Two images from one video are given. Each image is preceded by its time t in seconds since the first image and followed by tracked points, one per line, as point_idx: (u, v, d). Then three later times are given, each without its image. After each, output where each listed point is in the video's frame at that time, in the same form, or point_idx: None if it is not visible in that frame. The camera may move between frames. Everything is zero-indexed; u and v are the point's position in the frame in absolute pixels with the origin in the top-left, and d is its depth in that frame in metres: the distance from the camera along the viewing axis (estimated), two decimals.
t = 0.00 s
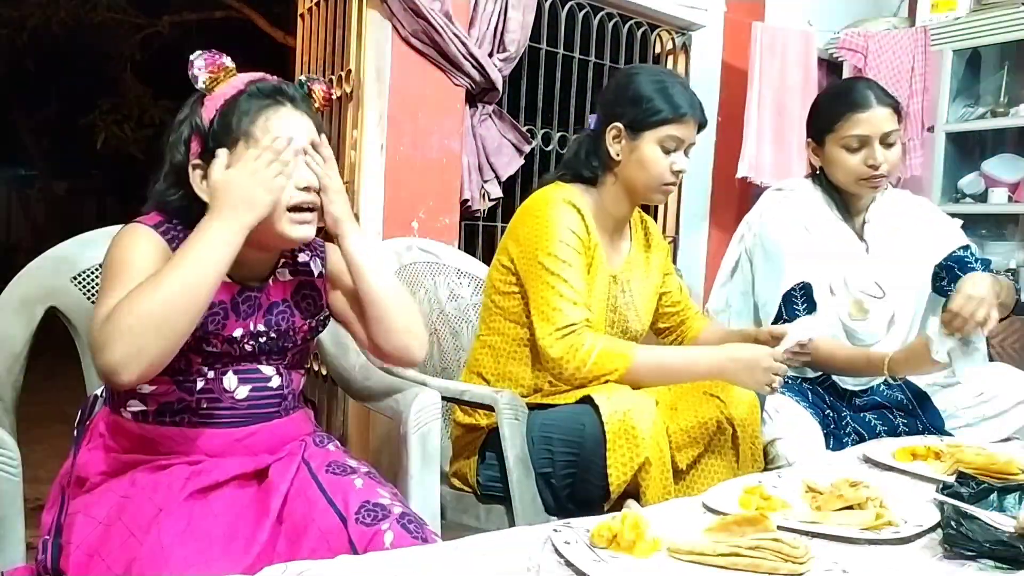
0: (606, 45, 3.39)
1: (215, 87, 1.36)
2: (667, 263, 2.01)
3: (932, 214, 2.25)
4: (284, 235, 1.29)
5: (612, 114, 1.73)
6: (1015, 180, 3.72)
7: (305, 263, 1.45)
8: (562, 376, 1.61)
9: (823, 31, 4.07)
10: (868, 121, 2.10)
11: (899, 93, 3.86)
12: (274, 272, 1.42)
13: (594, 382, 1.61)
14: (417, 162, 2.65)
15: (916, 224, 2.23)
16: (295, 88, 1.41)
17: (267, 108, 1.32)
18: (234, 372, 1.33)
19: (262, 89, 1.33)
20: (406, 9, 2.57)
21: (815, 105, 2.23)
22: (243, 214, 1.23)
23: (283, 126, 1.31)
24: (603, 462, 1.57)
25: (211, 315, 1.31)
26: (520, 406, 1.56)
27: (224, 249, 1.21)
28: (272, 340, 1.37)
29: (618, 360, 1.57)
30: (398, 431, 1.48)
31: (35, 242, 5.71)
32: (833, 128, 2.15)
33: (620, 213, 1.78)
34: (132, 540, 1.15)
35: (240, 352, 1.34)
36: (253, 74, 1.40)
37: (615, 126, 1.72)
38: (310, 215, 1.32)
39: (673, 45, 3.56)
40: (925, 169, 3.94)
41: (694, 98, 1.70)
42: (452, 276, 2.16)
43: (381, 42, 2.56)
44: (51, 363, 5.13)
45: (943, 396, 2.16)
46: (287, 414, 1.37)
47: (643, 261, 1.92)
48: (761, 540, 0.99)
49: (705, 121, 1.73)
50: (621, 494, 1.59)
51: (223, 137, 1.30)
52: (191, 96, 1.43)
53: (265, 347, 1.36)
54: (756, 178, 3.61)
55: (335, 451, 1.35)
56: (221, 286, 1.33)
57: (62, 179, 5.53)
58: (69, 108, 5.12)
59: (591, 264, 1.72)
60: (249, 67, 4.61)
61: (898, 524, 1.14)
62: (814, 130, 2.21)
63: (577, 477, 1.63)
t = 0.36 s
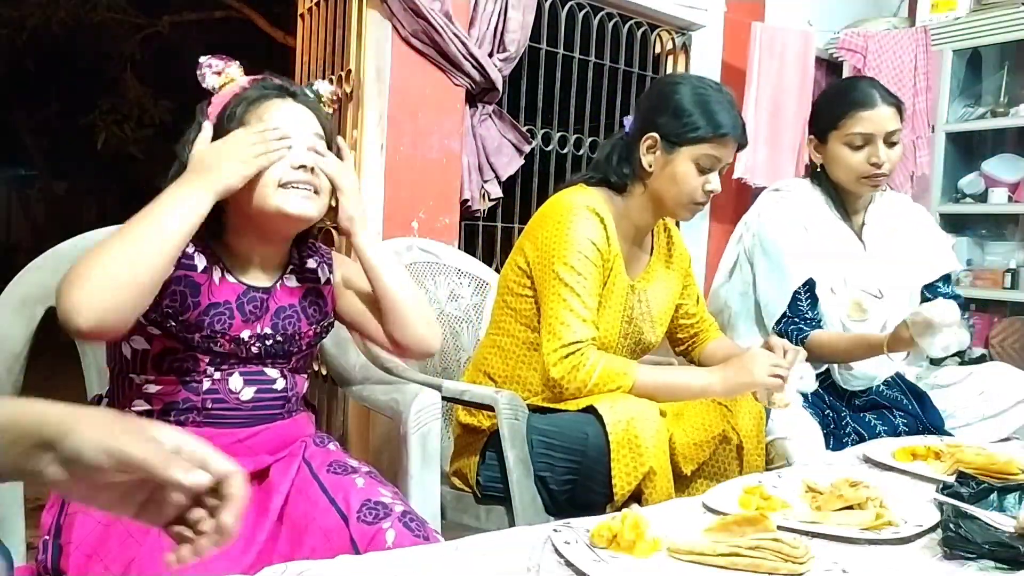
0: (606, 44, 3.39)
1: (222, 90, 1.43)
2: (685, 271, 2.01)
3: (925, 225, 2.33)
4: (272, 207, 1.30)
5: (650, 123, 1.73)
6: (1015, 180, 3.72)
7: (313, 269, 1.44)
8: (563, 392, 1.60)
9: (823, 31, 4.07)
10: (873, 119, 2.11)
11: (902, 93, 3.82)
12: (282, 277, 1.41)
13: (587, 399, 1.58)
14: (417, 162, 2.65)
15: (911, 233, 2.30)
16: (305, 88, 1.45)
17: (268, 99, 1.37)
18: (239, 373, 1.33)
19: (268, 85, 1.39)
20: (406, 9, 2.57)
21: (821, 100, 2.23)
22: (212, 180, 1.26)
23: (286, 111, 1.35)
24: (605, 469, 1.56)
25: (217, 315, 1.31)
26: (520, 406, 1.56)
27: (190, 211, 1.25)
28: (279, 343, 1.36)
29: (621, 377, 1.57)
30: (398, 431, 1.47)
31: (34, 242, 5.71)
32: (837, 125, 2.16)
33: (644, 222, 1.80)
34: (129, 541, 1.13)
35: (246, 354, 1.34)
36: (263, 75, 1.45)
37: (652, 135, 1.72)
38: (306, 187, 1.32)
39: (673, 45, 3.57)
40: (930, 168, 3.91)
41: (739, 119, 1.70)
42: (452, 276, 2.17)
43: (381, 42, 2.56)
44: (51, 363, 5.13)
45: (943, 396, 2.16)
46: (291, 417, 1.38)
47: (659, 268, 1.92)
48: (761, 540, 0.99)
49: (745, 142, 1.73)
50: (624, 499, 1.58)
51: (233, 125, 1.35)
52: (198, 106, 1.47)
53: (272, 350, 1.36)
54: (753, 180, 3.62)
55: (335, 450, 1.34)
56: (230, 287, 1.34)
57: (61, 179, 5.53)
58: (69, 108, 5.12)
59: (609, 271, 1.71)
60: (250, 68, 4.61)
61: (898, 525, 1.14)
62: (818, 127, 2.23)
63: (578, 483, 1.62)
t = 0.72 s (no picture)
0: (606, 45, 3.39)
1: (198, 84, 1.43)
2: (684, 273, 2.01)
3: (941, 252, 2.36)
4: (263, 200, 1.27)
5: (653, 127, 1.73)
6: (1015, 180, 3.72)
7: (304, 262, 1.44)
8: (559, 392, 1.60)
9: (823, 31, 4.07)
10: (967, 156, 2.09)
11: (898, 92, 3.85)
12: (274, 271, 1.40)
13: (585, 397, 1.59)
14: (417, 162, 2.65)
15: (925, 255, 2.32)
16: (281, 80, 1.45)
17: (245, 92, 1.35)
18: (232, 380, 1.32)
19: (244, 77, 1.38)
20: (406, 9, 2.57)
21: (917, 108, 2.16)
22: (191, 169, 1.21)
23: (269, 102, 1.33)
24: (605, 470, 1.56)
25: (206, 317, 1.29)
26: (520, 406, 1.56)
27: (174, 206, 1.20)
28: (272, 342, 1.35)
29: (618, 376, 1.57)
30: (397, 431, 1.47)
31: (35, 242, 5.70)
32: (932, 144, 2.11)
33: (641, 225, 1.80)
34: (129, 540, 1.14)
35: (239, 356, 1.32)
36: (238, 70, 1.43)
37: (654, 140, 1.72)
38: (293, 178, 1.29)
39: (673, 45, 3.57)
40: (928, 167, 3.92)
41: (743, 129, 1.69)
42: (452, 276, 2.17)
43: (381, 41, 2.56)
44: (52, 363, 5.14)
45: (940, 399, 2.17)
46: (286, 419, 1.38)
47: (656, 271, 1.92)
48: (761, 540, 0.99)
49: (746, 153, 1.72)
50: (622, 499, 1.57)
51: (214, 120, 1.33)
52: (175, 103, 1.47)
53: (264, 349, 1.34)
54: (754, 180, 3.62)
55: (335, 451, 1.38)
56: (218, 288, 1.31)
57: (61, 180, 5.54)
58: (68, 107, 5.11)
59: (607, 272, 1.71)
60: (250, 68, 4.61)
61: (898, 525, 1.14)
62: (908, 133, 2.16)
63: (578, 483, 1.62)
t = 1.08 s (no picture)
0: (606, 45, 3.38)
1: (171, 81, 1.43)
2: (682, 272, 2.01)
3: (953, 261, 2.36)
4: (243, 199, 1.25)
5: (654, 127, 1.73)
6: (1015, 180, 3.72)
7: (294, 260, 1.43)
8: (559, 392, 1.60)
9: (823, 31, 4.07)
10: (991, 172, 2.11)
11: (902, 92, 3.84)
12: (263, 271, 1.39)
13: (585, 396, 1.59)
14: (417, 162, 2.65)
15: (937, 264, 2.32)
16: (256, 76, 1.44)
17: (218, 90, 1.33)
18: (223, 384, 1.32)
19: (218, 74, 1.36)
20: (406, 9, 2.57)
21: (944, 114, 2.18)
22: (150, 176, 1.20)
23: (241, 99, 1.32)
24: (605, 470, 1.56)
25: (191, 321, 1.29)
26: (520, 406, 1.56)
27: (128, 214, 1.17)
28: (261, 343, 1.35)
29: (617, 375, 1.57)
30: (398, 432, 1.47)
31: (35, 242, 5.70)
32: (959, 154, 2.12)
33: (641, 225, 1.80)
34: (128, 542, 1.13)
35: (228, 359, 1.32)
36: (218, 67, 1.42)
37: (655, 140, 1.71)
38: (273, 176, 1.27)
39: (673, 45, 3.57)
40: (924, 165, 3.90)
41: (744, 130, 1.69)
42: (452, 276, 2.17)
43: (381, 41, 2.56)
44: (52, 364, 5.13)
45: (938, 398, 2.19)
46: (281, 420, 1.37)
47: (655, 271, 1.92)
48: (760, 540, 0.99)
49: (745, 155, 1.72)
50: (621, 499, 1.57)
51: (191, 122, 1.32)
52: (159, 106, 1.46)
53: (254, 351, 1.34)
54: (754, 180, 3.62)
55: (334, 451, 1.39)
56: (202, 293, 1.31)
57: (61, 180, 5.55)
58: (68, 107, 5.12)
59: (606, 271, 1.71)
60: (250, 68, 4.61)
61: (898, 525, 1.14)
62: (937, 139, 2.16)
63: (578, 483, 1.62)
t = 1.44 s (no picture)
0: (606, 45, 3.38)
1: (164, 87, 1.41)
2: (682, 272, 2.01)
3: (940, 247, 2.34)
4: (211, 206, 1.25)
5: (652, 127, 1.73)
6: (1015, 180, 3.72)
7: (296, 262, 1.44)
8: (559, 392, 1.59)
9: (823, 31, 4.07)
10: (962, 158, 2.09)
11: (900, 92, 3.84)
12: (267, 274, 1.39)
13: (585, 396, 1.59)
14: (417, 162, 2.65)
15: (923, 249, 2.31)
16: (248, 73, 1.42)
17: (197, 89, 1.32)
18: (227, 388, 1.31)
19: (205, 73, 1.35)
20: (407, 9, 2.57)
21: (916, 106, 2.16)
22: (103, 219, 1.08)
23: (217, 98, 1.30)
24: (604, 470, 1.56)
25: (195, 325, 1.28)
26: (520, 406, 1.56)
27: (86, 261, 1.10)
28: (266, 347, 1.34)
29: (616, 375, 1.57)
30: (397, 431, 1.47)
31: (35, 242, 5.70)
32: (929, 143, 2.10)
33: (640, 225, 1.80)
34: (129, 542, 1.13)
35: (232, 362, 1.31)
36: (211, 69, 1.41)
37: (653, 140, 1.71)
38: (238, 178, 1.26)
39: (673, 45, 3.57)
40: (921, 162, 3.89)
41: (742, 129, 1.69)
42: (452, 276, 2.17)
43: (381, 41, 2.56)
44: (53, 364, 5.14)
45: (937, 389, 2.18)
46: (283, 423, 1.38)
47: (654, 271, 1.92)
48: (760, 540, 0.99)
49: (744, 154, 1.72)
50: (621, 499, 1.57)
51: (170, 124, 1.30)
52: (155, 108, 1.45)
53: (258, 354, 1.33)
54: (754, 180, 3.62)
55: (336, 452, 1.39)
56: (204, 295, 1.31)
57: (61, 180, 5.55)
58: (69, 107, 5.13)
59: (605, 272, 1.71)
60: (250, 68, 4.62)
61: (899, 525, 1.14)
62: (907, 129, 2.15)
63: (578, 483, 1.62)
